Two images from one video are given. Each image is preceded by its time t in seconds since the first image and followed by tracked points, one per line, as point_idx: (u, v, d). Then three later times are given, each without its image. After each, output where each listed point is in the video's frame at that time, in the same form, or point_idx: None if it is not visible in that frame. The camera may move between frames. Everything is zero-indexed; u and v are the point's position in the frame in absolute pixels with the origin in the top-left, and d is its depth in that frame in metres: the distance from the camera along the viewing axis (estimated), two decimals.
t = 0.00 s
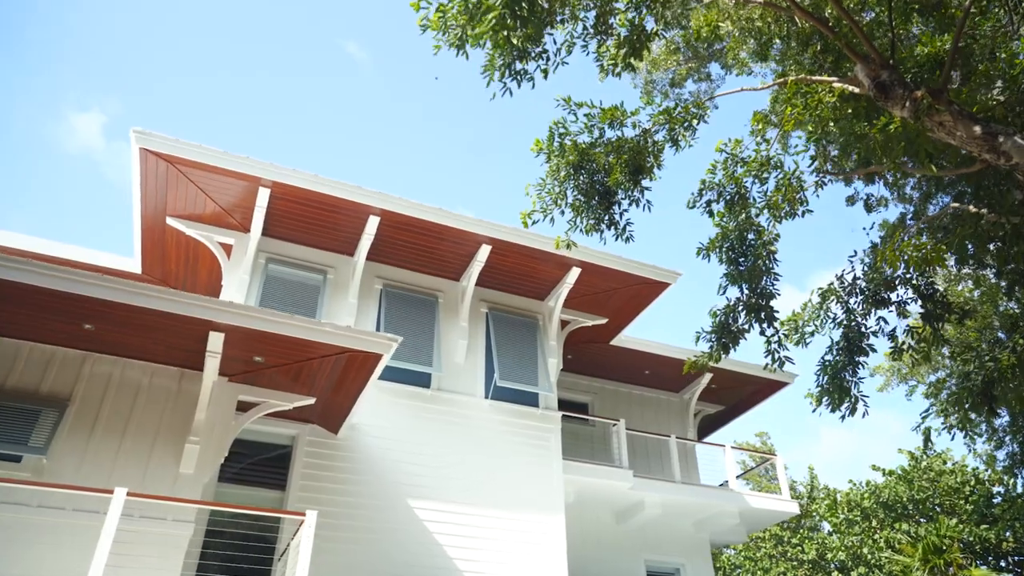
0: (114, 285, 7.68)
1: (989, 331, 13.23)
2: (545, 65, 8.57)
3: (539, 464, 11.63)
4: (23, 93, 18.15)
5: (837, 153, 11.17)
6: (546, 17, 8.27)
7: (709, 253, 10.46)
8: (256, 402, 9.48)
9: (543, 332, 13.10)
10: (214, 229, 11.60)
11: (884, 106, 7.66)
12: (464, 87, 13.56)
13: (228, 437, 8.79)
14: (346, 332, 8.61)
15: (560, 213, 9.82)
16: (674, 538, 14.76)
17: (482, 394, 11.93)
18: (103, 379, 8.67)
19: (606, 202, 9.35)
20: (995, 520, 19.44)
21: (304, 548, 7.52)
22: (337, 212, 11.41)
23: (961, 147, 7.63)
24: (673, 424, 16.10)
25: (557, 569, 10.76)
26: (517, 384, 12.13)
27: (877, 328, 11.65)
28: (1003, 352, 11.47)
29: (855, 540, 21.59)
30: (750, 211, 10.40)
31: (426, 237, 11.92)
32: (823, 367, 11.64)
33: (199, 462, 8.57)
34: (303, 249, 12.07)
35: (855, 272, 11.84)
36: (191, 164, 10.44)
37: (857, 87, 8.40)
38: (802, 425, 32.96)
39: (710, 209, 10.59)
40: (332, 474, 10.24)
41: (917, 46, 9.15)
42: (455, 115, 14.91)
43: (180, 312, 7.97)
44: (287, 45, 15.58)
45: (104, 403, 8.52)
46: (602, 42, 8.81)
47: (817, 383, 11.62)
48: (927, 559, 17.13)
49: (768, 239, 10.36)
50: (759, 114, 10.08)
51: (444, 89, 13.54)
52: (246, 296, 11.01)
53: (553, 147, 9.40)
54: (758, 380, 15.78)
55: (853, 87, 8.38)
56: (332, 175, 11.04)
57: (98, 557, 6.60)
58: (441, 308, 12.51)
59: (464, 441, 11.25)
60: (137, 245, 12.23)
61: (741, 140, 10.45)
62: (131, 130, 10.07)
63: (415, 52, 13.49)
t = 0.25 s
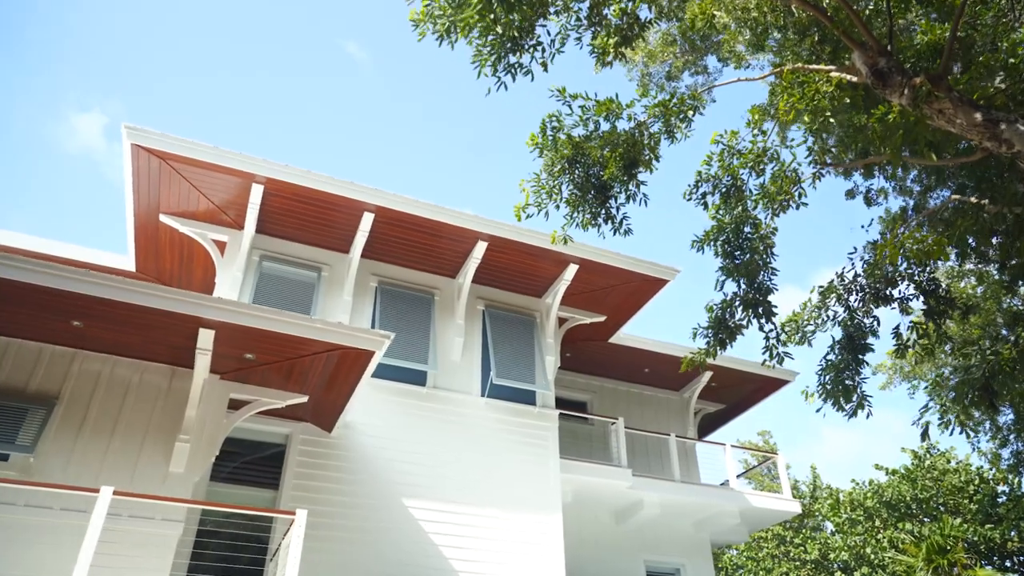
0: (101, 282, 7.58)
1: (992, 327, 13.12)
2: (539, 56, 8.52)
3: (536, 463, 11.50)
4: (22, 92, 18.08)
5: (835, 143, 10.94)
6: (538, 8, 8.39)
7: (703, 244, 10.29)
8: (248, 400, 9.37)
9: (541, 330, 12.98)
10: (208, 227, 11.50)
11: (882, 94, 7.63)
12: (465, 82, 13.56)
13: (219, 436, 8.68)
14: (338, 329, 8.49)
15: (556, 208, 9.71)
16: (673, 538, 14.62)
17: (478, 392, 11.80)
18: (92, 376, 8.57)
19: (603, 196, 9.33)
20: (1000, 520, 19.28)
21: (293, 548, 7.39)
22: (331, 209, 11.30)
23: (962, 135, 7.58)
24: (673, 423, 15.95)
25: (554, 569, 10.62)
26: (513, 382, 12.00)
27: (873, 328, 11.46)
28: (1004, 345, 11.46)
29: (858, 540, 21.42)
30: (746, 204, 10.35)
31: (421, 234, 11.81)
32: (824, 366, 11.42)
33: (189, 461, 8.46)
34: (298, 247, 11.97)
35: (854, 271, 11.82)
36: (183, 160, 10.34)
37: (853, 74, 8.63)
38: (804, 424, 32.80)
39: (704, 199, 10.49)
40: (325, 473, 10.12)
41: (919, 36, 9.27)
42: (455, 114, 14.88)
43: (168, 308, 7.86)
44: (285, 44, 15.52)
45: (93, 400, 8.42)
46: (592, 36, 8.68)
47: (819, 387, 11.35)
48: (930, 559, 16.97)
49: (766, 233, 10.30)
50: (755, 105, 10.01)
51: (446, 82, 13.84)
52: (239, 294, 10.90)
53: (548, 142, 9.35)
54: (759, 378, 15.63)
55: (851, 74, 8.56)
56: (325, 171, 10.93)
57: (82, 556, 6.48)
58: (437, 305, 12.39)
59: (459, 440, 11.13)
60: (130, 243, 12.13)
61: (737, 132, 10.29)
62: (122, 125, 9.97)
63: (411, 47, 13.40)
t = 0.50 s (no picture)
0: (88, 277, 7.48)
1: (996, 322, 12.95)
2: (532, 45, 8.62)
3: (534, 462, 11.37)
4: (21, 92, 18.02)
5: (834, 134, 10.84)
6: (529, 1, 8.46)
7: (696, 234, 10.20)
8: (241, 398, 9.27)
9: (539, 326, 12.85)
10: (202, 224, 11.42)
11: (881, 78, 7.64)
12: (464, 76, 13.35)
13: (210, 434, 8.58)
14: (330, 325, 8.38)
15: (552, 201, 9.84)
16: (674, 537, 14.46)
17: (475, 390, 11.68)
18: (82, 373, 8.48)
19: (598, 189, 9.48)
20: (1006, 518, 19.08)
21: (283, 547, 7.27)
22: (326, 205, 11.19)
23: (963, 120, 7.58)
24: (674, 421, 15.80)
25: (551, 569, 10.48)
26: (510, 379, 11.86)
27: (877, 324, 11.34)
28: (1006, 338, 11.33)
29: (862, 539, 21.24)
30: (743, 196, 10.27)
31: (417, 231, 11.69)
32: (828, 366, 11.31)
33: (179, 460, 8.36)
34: (293, 243, 11.87)
35: (858, 266, 11.62)
36: (176, 156, 10.25)
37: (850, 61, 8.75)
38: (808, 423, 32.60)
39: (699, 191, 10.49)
40: (320, 472, 10.01)
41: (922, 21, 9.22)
42: (455, 114, 14.63)
43: (157, 304, 7.76)
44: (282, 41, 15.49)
45: (83, 398, 8.32)
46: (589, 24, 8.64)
47: (824, 385, 11.22)
48: (935, 559, 16.78)
49: (764, 225, 10.23)
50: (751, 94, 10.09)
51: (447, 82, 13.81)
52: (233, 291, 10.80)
53: (543, 135, 9.45)
54: (761, 375, 15.47)
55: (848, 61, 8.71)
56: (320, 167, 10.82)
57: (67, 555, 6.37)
58: (434, 302, 12.27)
59: (456, 438, 11.00)
60: (125, 240, 12.05)
61: (733, 121, 10.31)
62: (114, 121, 9.89)
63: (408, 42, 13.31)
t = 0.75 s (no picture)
0: (78, 272, 7.38)
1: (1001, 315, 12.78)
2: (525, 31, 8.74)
3: (533, 460, 11.23)
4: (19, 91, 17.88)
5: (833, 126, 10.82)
6: None
7: (692, 226, 10.24)
8: (234, 396, 9.16)
9: (538, 323, 12.73)
10: (197, 221, 11.32)
11: (880, 62, 7.62)
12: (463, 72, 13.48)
13: (203, 432, 8.47)
14: (323, 320, 8.27)
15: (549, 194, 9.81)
16: (676, 537, 14.31)
17: (473, 387, 11.55)
18: (72, 370, 8.37)
19: (596, 182, 9.48)
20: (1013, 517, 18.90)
21: (275, 545, 7.15)
22: (322, 201, 11.09)
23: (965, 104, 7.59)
24: (676, 419, 15.66)
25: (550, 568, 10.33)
26: (509, 376, 11.73)
27: (885, 317, 11.18)
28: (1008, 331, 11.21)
29: (867, 539, 21.07)
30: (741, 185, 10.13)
31: (414, 226, 11.58)
32: (833, 363, 11.12)
33: (171, 458, 8.24)
34: (289, 240, 11.77)
35: (861, 260, 11.44)
36: (170, 152, 10.16)
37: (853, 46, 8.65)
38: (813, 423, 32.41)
39: (693, 178, 10.31)
40: (315, 470, 9.90)
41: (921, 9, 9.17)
42: (455, 114, 14.71)
43: (147, 300, 7.65)
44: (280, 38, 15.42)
45: (73, 395, 8.22)
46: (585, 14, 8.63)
47: (830, 381, 11.07)
48: (941, 558, 16.59)
49: (763, 216, 10.11)
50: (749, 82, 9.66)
51: (446, 81, 13.83)
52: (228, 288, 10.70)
53: (539, 125, 9.46)
54: (763, 373, 15.31)
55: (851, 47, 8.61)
56: (315, 162, 10.72)
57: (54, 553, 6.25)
58: (431, 299, 12.16)
59: (454, 435, 10.88)
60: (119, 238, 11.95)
61: (731, 110, 9.97)
62: (106, 117, 9.80)
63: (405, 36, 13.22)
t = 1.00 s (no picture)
0: (68, 269, 7.29)
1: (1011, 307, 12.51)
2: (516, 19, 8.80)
3: (532, 457, 11.10)
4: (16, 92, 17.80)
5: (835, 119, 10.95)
6: None
7: (688, 217, 10.01)
8: (229, 393, 9.07)
9: (538, 320, 12.60)
10: (193, 218, 11.25)
11: (881, 45, 7.46)
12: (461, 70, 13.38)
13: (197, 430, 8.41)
14: (318, 317, 8.17)
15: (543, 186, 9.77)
16: (679, 536, 14.15)
17: (471, 384, 11.43)
18: (64, 368, 8.29)
19: (592, 172, 9.46)
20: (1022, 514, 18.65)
21: (268, 544, 7.03)
22: (318, 197, 10.99)
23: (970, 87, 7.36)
24: (679, 417, 15.50)
25: (550, 567, 10.20)
26: (508, 373, 11.61)
27: (893, 309, 10.95)
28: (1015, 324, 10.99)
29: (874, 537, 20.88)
30: (739, 177, 10.00)
31: (411, 222, 11.46)
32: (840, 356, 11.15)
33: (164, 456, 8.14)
34: (286, 237, 11.69)
35: (867, 250, 11.23)
36: (163, 148, 10.08)
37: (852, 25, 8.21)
38: (819, 420, 32.19)
39: (691, 170, 10.16)
40: (312, 468, 9.79)
41: None
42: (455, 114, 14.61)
43: (139, 296, 7.55)
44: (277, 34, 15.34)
45: (65, 393, 8.13)
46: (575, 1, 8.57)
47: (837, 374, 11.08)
48: (949, 556, 16.38)
49: (761, 207, 10.11)
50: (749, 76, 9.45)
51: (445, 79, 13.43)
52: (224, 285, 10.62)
53: (534, 114, 9.39)
54: (767, 369, 15.14)
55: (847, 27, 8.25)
56: (310, 157, 10.61)
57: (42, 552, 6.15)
58: (430, 296, 12.05)
59: (453, 433, 10.76)
60: (115, 235, 11.88)
61: (729, 100, 9.83)
62: (99, 112, 9.72)
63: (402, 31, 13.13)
